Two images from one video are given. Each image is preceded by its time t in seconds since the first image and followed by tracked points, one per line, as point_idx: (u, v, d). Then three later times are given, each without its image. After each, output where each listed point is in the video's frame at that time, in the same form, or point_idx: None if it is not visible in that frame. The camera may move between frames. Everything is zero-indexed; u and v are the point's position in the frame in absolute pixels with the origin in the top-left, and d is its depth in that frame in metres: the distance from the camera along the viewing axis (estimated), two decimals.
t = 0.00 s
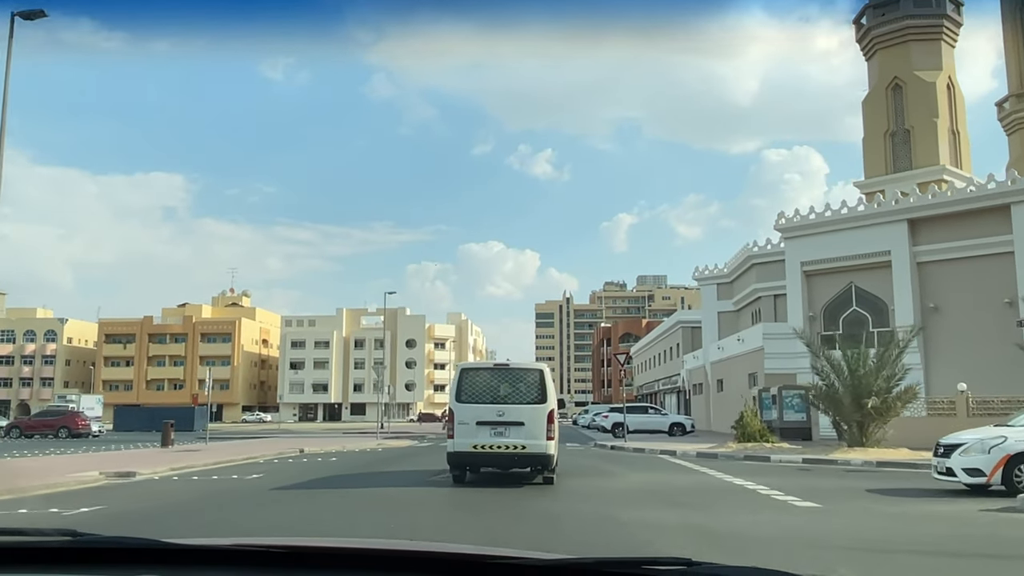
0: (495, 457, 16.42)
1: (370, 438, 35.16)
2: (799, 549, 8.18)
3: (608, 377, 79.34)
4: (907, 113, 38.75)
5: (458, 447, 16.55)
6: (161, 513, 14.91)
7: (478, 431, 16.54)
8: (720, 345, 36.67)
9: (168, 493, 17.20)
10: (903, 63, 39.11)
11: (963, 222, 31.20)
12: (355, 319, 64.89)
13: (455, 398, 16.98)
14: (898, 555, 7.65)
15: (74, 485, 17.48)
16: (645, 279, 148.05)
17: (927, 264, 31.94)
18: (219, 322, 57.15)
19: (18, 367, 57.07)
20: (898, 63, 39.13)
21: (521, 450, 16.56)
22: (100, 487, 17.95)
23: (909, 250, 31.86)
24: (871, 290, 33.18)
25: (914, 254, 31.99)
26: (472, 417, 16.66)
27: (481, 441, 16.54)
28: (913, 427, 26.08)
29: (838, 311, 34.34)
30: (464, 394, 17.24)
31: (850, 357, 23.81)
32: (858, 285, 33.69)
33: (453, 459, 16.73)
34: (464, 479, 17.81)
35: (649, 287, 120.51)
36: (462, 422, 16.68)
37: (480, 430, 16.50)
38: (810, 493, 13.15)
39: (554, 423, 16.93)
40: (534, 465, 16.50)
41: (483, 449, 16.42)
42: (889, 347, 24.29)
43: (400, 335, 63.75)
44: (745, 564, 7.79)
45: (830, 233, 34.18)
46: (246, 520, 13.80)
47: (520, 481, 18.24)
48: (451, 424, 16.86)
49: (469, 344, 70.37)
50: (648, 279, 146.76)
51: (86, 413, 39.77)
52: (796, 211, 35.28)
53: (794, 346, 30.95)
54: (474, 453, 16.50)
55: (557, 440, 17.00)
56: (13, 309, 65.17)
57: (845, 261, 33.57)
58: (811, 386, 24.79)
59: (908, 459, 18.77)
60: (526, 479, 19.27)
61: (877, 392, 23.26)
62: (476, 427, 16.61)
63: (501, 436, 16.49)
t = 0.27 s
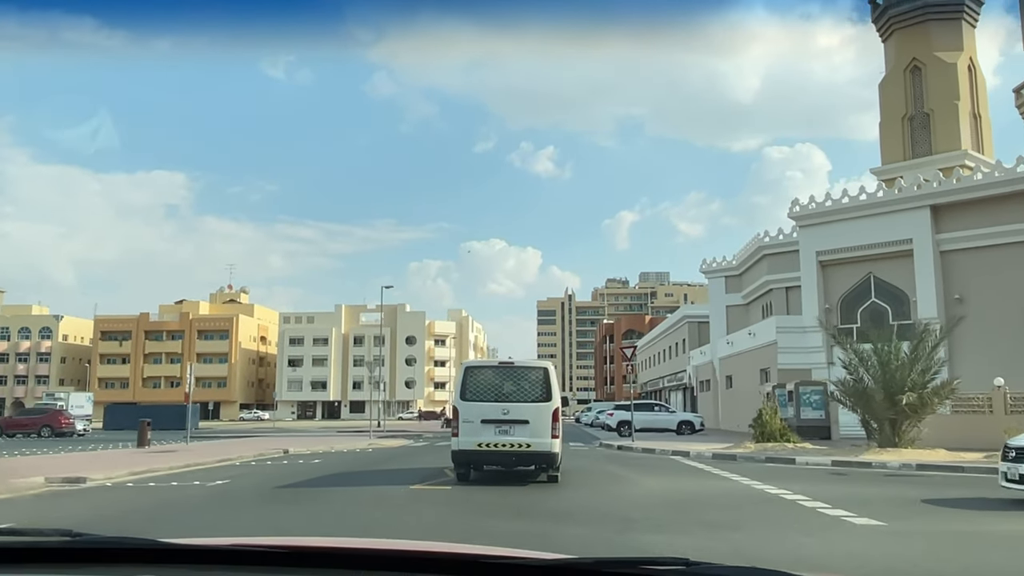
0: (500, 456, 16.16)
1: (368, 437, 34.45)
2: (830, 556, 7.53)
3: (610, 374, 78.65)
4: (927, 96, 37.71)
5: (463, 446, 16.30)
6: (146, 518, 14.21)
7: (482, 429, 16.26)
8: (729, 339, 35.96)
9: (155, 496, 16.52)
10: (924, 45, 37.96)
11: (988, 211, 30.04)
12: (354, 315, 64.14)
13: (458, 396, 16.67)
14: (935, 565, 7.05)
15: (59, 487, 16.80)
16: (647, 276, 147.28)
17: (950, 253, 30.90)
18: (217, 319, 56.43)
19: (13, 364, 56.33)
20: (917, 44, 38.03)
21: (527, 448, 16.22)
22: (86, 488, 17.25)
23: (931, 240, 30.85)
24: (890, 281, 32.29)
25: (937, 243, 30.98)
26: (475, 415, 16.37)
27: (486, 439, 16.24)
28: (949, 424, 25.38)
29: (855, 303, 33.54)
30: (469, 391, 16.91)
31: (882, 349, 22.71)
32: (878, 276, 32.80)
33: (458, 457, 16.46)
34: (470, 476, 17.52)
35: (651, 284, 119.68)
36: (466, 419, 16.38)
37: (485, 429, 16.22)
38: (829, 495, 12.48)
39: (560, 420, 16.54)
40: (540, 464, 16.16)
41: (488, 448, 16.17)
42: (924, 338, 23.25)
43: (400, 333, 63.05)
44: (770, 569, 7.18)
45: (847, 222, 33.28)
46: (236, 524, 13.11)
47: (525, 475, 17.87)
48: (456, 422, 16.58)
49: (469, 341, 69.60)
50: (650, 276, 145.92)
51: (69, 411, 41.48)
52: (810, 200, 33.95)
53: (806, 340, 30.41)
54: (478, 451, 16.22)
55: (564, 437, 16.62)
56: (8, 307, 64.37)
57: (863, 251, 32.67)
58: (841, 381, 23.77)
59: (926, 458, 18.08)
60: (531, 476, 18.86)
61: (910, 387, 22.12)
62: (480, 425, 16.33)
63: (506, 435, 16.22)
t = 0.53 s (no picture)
0: (505, 455, 15.42)
1: (366, 434, 33.68)
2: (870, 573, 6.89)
3: (613, 371, 77.93)
4: (948, 77, 35.18)
5: (466, 444, 15.55)
6: (133, 520, 13.55)
7: (486, 427, 15.51)
8: (739, 334, 35.14)
9: (144, 497, 15.81)
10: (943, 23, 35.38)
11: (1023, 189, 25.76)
12: (354, 311, 63.34)
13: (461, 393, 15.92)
14: None
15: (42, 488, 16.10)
16: (650, 273, 146.47)
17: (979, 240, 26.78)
18: (214, 315, 55.62)
19: (8, 361, 55.57)
20: (936, 22, 35.42)
21: (533, 447, 15.44)
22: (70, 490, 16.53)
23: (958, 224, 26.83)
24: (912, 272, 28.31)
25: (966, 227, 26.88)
26: (479, 412, 15.62)
27: (489, 437, 15.47)
28: (992, 425, 24.53)
29: (874, 296, 29.64)
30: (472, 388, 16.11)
31: (920, 343, 20.56)
32: (898, 265, 28.93)
33: (461, 457, 15.66)
34: (475, 474, 16.74)
35: (654, 281, 118.77)
36: (468, 417, 15.63)
37: (489, 427, 15.48)
38: (853, 500, 11.83)
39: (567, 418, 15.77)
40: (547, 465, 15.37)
41: (492, 446, 15.41)
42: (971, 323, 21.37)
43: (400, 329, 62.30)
44: None
45: (864, 207, 29.39)
46: (228, 527, 12.45)
47: (529, 476, 17.16)
48: (458, 419, 15.81)
49: (470, 338, 68.77)
50: (653, 273, 145.02)
51: (54, 411, 42.07)
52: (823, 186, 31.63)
53: (825, 334, 30.20)
54: (482, 451, 15.41)
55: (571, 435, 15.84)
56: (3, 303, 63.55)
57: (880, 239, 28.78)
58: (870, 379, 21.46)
59: (945, 458, 17.41)
60: (537, 472, 18.09)
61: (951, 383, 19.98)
62: (484, 423, 15.58)
63: (510, 433, 15.47)
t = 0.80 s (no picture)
0: (510, 454, 14.62)
1: (363, 433, 32.87)
2: None
3: (616, 369, 77.12)
4: (972, 57, 34.14)
5: (471, 442, 14.74)
6: (114, 519, 12.81)
7: (490, 425, 14.69)
8: (751, 328, 34.23)
9: (127, 496, 15.05)
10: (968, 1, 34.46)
11: None
12: (353, 308, 62.50)
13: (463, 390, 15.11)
14: None
15: (18, 489, 15.31)
16: (653, 270, 145.54)
17: (1009, 227, 26.06)
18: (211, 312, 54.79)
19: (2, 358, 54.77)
20: None
21: (538, 445, 14.62)
22: (48, 490, 15.74)
23: (989, 210, 25.99)
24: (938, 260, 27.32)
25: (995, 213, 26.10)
26: (482, 409, 14.80)
27: (493, 434, 14.66)
28: None
29: (898, 284, 28.34)
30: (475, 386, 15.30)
31: (966, 332, 19.17)
32: (922, 253, 27.83)
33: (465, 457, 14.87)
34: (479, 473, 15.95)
35: (656, 278, 117.84)
36: (471, 415, 14.81)
37: (493, 425, 14.66)
38: (879, 503, 11.05)
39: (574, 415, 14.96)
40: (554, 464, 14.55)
41: (496, 444, 14.61)
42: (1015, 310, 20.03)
43: (400, 326, 61.51)
44: None
45: (890, 191, 28.14)
46: (212, 527, 11.71)
47: (533, 474, 16.37)
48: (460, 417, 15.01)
49: (471, 335, 67.89)
50: (655, 270, 144.10)
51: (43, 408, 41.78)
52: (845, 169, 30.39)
53: (842, 327, 28.59)
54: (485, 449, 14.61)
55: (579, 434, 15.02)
56: None
57: (906, 224, 27.68)
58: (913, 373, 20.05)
59: (969, 459, 16.60)
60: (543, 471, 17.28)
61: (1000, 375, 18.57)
62: (487, 420, 14.76)
63: (514, 431, 14.65)
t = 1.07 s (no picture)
0: (515, 454, 13.78)
1: (360, 433, 32.08)
2: None
3: (619, 366, 76.32)
4: (999, 34, 32.34)
5: (473, 441, 13.91)
6: (91, 517, 12.08)
7: (494, 423, 13.86)
8: (763, 323, 33.31)
9: (108, 496, 14.30)
10: None
11: None
12: (351, 305, 61.66)
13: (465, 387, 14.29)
14: None
15: None
16: (655, 268, 144.53)
17: None
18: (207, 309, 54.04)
19: None
20: None
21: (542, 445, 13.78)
22: (28, 491, 15.00)
23: None
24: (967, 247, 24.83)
25: None
26: (486, 408, 13.98)
27: (496, 433, 13.82)
28: None
29: (923, 274, 25.85)
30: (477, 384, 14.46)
31: None
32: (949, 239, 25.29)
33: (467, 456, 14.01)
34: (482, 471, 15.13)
35: (659, 275, 116.85)
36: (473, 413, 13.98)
37: (497, 424, 13.84)
38: (904, 502, 10.38)
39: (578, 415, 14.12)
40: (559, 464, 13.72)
41: (499, 443, 13.78)
42: None
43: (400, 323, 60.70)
44: None
45: (911, 175, 25.66)
46: (198, 525, 11.06)
47: (536, 472, 15.59)
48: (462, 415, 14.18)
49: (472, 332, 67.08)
50: (658, 267, 143.09)
51: (27, 406, 41.06)
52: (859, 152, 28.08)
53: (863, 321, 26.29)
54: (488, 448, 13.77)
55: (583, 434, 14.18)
56: None
57: (930, 210, 25.21)
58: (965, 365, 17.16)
59: (990, 455, 15.85)
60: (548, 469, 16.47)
61: None
62: (491, 419, 13.95)
63: (518, 429, 13.82)
